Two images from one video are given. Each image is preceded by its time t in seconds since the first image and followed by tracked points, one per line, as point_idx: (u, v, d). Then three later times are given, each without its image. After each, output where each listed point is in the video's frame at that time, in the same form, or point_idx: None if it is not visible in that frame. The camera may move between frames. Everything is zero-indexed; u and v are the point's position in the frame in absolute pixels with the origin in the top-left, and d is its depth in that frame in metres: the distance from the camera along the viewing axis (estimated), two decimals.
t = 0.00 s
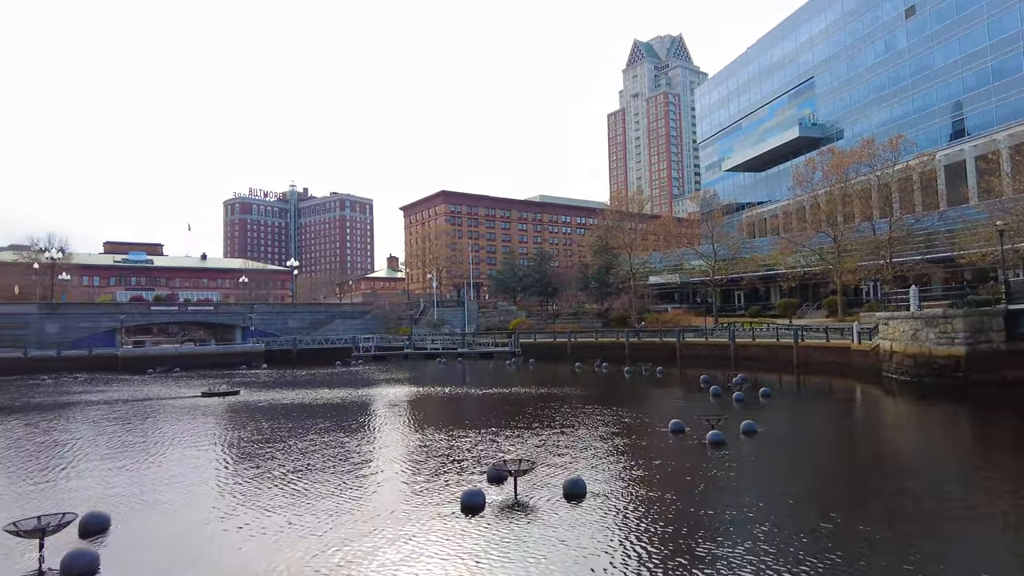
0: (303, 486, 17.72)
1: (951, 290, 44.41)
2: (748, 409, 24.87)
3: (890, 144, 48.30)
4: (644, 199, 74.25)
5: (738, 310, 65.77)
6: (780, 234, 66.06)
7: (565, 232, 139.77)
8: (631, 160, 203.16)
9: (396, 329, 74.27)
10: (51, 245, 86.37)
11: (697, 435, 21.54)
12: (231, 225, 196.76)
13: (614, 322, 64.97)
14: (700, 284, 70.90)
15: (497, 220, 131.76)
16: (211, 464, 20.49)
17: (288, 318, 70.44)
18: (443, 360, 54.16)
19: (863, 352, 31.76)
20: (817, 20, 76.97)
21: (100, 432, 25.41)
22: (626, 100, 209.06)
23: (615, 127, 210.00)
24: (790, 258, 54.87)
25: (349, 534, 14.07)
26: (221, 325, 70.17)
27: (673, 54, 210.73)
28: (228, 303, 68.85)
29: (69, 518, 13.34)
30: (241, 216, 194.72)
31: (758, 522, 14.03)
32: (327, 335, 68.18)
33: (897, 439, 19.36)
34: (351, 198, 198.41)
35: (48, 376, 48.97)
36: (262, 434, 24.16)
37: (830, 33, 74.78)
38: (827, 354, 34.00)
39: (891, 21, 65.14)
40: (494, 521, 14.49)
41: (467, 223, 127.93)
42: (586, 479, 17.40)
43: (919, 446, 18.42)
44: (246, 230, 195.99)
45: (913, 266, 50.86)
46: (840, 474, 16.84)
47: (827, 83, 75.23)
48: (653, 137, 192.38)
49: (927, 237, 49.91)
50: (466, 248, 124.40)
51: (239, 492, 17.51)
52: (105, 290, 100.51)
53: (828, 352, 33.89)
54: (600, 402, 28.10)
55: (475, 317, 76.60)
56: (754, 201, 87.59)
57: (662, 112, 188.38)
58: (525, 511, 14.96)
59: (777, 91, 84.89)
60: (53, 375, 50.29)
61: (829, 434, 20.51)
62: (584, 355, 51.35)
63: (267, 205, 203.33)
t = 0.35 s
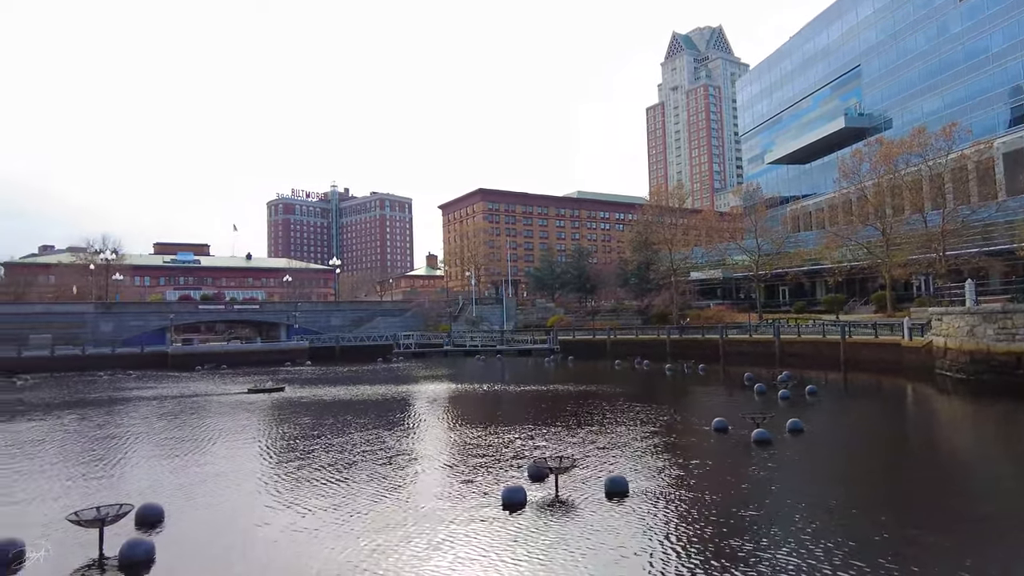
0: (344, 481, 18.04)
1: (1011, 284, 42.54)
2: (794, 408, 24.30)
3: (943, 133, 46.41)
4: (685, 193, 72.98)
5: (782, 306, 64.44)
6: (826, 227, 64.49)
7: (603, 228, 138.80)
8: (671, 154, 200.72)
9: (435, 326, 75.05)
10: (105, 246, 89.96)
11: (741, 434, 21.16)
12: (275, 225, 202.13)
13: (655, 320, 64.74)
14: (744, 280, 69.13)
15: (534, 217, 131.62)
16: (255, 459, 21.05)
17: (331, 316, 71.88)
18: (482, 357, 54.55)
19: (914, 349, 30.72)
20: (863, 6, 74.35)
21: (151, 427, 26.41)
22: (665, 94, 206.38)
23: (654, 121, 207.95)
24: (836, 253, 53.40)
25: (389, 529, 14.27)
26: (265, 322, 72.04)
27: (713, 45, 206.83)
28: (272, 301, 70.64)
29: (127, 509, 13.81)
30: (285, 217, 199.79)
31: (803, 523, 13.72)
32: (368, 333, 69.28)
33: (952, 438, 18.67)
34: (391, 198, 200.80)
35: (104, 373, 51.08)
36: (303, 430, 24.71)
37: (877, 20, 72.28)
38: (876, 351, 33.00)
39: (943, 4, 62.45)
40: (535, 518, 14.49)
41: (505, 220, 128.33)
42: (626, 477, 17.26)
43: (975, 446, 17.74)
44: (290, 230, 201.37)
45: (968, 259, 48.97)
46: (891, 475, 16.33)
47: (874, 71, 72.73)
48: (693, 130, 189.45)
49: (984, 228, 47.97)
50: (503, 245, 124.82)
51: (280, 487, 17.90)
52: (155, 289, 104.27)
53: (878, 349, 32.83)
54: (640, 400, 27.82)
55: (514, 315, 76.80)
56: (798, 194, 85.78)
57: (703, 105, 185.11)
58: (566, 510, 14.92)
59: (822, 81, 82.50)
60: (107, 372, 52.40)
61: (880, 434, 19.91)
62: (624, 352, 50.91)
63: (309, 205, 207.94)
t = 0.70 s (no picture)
0: (391, 476, 18.34)
1: None
2: (849, 407, 23.58)
3: (1010, 119, 44.04)
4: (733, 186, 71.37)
5: (836, 302, 62.65)
6: (881, 219, 62.40)
7: (648, 224, 137.76)
8: (718, 148, 197.73)
9: (480, 324, 75.56)
10: (161, 247, 93.59)
11: (793, 434, 20.68)
12: (323, 226, 207.47)
13: (703, 318, 65.10)
14: (793, 276, 68.61)
15: (578, 213, 131.09)
16: (304, 454, 21.60)
17: (378, 314, 73.25)
18: (527, 355, 54.71)
19: (978, 346, 29.32)
20: None
21: (206, 422, 27.46)
22: (711, 85, 202.37)
23: (700, 114, 205.04)
24: (892, 246, 51.50)
25: (437, 525, 14.44)
26: (313, 321, 73.88)
27: (760, 34, 201.63)
28: (321, 300, 72.47)
29: (184, 502, 14.30)
30: (333, 218, 204.81)
31: (858, 525, 13.33)
32: (413, 330, 70.19)
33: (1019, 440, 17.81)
34: (435, 198, 202.60)
35: (162, 370, 53.19)
36: (351, 425, 25.28)
37: (935, 3, 69.11)
38: (936, 348, 31.68)
39: None
40: (582, 517, 14.44)
41: (548, 217, 128.33)
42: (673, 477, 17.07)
43: None
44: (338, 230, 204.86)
45: None
46: (953, 477, 15.68)
47: (933, 55, 69.52)
48: (740, 122, 185.36)
49: None
50: (547, 242, 124.76)
51: (329, 482, 18.32)
52: (209, 289, 108.08)
53: (939, 346, 31.47)
54: (687, 399, 27.44)
55: (558, 312, 76.70)
56: (851, 186, 83.35)
57: (750, 96, 180.71)
58: (613, 509, 14.84)
59: (877, 67, 79.39)
60: (166, 369, 54.58)
61: (940, 434, 19.16)
62: (670, 349, 50.26)
63: (356, 206, 212.37)
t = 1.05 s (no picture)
0: (439, 475, 18.54)
1: None
2: (913, 408, 22.59)
3: None
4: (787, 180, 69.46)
5: (897, 299, 60.31)
6: (945, 212, 59.67)
7: (698, 221, 135.79)
8: (770, 141, 192.56)
9: (527, 323, 75.70)
10: (218, 250, 97.22)
11: (852, 436, 19.95)
12: (373, 228, 212.16)
13: (757, 315, 63.43)
14: (853, 272, 66.04)
15: (626, 210, 130.05)
16: (354, 451, 22.05)
17: (426, 314, 74.31)
18: (575, 355, 54.52)
19: None
20: None
21: (262, 419, 28.44)
22: (761, 78, 197.32)
23: (751, 107, 200.37)
24: (958, 240, 49.15)
25: (486, 523, 14.58)
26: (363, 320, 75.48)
27: (813, 23, 195.26)
28: (371, 300, 73.96)
29: (242, 497, 14.79)
30: (382, 220, 209.32)
31: (922, 531, 12.75)
32: (461, 330, 70.83)
33: None
34: (481, 198, 204.12)
35: (221, 369, 55.31)
36: (400, 423, 25.74)
37: None
38: (1008, 346, 29.95)
39: None
40: (633, 518, 14.30)
41: (594, 215, 127.56)
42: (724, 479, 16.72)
43: None
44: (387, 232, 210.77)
45: None
46: None
47: (1001, 38, 65.73)
48: (792, 114, 180.20)
49: None
50: (594, 241, 124.18)
51: (379, 479, 18.65)
52: (264, 290, 111.74)
53: (1011, 345, 29.75)
54: (738, 400, 26.85)
55: (606, 310, 76.14)
56: (912, 178, 79.96)
57: (803, 87, 175.61)
58: (664, 510, 14.66)
59: (941, 53, 75.63)
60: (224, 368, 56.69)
61: (1013, 437, 18.15)
62: (721, 348, 49.23)
63: (404, 207, 216.21)
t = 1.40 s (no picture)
0: (487, 474, 18.63)
1: None
2: (981, 410, 21.51)
3: None
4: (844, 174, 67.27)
5: (962, 296, 57.79)
6: (1015, 204, 56.71)
7: (750, 217, 133.09)
8: (824, 133, 186.80)
9: (574, 323, 75.53)
10: (272, 252, 100.33)
11: (915, 439, 19.14)
12: (420, 229, 215.66)
13: (812, 313, 61.87)
14: (912, 268, 63.34)
15: (675, 207, 128.28)
16: (403, 449, 22.41)
17: (473, 313, 75.09)
18: (623, 355, 54.05)
19: None
20: None
21: (314, 416, 29.23)
22: (814, 69, 191.39)
23: (803, 99, 194.70)
24: None
25: (534, 523, 14.57)
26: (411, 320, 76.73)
27: (869, 10, 188.13)
28: (419, 300, 75.15)
29: (296, 492, 15.15)
30: (429, 220, 212.58)
31: (993, 540, 12.13)
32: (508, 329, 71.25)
33: None
34: (526, 197, 204.20)
35: (276, 367, 57.16)
36: (447, 422, 26.05)
37: None
38: None
39: None
40: (685, 520, 14.08)
41: (642, 213, 126.14)
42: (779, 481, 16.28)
43: None
44: (434, 233, 213.94)
45: None
46: None
47: None
48: (847, 105, 174.28)
49: None
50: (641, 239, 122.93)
51: (428, 478, 18.85)
52: (316, 290, 114.71)
53: None
54: (792, 401, 26.14)
55: (655, 309, 75.27)
56: (977, 170, 76.35)
57: (859, 78, 169.60)
58: (716, 513, 14.38)
59: (1005, 38, 71.12)
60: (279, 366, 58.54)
61: None
62: (774, 348, 48.08)
63: (450, 208, 218.76)
